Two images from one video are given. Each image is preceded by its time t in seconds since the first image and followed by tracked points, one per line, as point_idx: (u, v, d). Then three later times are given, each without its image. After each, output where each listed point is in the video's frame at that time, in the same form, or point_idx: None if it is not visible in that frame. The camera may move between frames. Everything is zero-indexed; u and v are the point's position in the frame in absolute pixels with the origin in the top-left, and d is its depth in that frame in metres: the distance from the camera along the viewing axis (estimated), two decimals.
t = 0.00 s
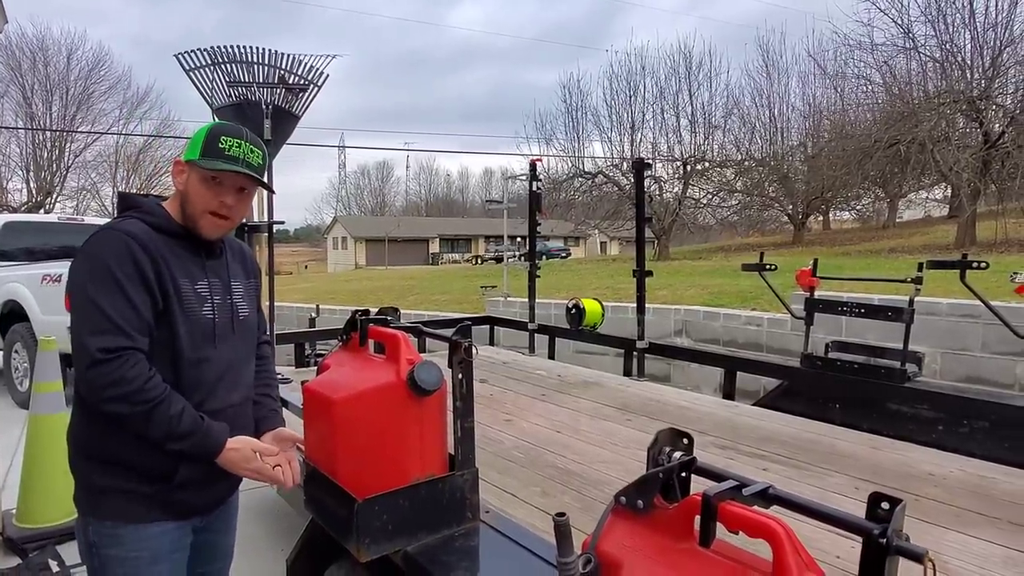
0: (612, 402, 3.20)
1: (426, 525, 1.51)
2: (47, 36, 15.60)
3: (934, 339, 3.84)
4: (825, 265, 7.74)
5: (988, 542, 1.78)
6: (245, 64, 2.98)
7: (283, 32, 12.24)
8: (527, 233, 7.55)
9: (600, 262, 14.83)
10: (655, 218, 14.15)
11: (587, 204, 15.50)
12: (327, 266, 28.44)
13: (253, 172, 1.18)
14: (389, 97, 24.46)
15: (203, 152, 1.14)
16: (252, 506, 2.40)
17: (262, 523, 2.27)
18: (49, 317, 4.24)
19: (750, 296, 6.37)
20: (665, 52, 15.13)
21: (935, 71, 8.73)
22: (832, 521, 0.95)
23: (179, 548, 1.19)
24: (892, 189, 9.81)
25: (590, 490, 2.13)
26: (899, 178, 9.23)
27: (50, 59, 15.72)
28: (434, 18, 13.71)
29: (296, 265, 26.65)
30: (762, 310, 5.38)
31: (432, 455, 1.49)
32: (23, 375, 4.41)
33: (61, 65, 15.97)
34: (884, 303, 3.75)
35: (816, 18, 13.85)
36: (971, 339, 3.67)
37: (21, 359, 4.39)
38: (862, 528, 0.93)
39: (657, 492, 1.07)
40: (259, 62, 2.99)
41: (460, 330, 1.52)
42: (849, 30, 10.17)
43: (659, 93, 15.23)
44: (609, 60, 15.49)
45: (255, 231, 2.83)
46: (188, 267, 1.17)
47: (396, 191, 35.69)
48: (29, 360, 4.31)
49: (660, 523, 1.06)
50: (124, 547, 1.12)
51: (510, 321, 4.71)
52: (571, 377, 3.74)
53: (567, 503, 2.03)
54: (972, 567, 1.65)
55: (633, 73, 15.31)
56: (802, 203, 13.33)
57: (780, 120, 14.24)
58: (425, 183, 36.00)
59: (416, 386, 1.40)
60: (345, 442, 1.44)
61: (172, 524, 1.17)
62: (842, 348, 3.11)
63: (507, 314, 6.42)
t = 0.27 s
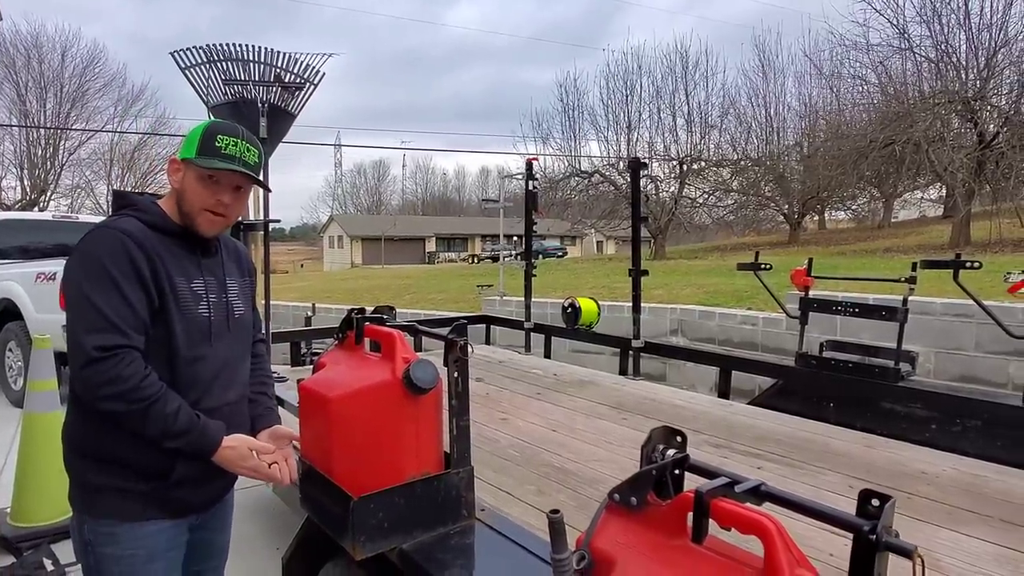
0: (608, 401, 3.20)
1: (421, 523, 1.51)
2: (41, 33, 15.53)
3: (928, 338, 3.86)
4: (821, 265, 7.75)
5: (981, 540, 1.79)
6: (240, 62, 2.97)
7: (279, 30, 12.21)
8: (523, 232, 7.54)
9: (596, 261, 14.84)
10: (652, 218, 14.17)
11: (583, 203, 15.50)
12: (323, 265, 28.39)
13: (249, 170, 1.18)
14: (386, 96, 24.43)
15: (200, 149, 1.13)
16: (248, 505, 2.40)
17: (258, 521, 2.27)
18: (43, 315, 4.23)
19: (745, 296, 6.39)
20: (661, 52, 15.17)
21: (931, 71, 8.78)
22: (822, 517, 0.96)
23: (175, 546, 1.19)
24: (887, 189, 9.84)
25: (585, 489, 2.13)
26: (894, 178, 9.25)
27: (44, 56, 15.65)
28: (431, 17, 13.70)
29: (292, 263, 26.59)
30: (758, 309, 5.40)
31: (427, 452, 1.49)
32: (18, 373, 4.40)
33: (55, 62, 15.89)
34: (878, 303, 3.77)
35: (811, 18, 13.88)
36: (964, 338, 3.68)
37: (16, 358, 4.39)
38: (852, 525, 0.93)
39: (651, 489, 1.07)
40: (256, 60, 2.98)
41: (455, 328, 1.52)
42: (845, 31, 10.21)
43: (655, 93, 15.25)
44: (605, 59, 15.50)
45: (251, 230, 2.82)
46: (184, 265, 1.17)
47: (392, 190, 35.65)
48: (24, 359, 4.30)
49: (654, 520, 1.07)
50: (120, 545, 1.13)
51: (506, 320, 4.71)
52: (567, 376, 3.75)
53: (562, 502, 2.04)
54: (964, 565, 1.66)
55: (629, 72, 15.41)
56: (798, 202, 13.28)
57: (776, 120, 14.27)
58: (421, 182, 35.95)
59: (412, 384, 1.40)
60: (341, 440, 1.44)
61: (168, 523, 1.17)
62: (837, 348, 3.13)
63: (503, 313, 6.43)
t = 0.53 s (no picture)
0: (604, 400, 3.21)
1: (418, 521, 1.52)
2: (35, 30, 15.48)
3: (923, 338, 3.88)
4: (815, 265, 7.78)
5: (973, 538, 1.80)
6: (237, 60, 2.99)
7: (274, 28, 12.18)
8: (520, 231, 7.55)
9: (593, 260, 14.86)
10: (648, 217, 14.21)
11: (580, 202, 15.50)
12: (319, 264, 28.36)
13: (254, 172, 1.19)
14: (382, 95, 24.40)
15: (204, 154, 1.13)
16: (244, 503, 2.39)
17: (253, 521, 2.27)
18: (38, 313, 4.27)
19: (741, 295, 6.41)
20: (658, 51, 15.16)
21: (926, 72, 8.81)
22: (814, 513, 0.97)
23: (169, 545, 1.19)
24: (883, 189, 9.87)
25: (582, 487, 2.14)
26: (890, 178, 9.29)
27: (39, 53, 15.60)
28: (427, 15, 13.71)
29: (288, 262, 26.55)
30: (754, 309, 5.42)
31: (424, 450, 1.49)
32: (12, 372, 4.39)
33: (50, 59, 15.84)
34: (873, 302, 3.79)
35: (808, 18, 13.91)
36: (959, 338, 3.70)
37: (10, 356, 4.39)
38: (844, 522, 0.95)
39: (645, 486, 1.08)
40: (252, 58, 3.00)
41: (451, 327, 1.53)
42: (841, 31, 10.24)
43: (652, 92, 15.27)
44: (602, 58, 15.52)
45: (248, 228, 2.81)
46: (180, 265, 1.17)
47: (388, 189, 35.61)
48: (17, 357, 4.31)
49: (648, 517, 1.08)
50: (115, 544, 1.13)
51: (503, 319, 4.72)
52: (563, 375, 3.75)
53: (558, 500, 2.05)
54: (957, 563, 1.67)
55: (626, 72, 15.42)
56: (794, 203, 13.42)
57: (772, 120, 14.29)
58: (418, 181, 35.92)
59: (408, 382, 1.40)
60: (337, 439, 1.45)
61: (161, 522, 1.18)
62: (832, 347, 3.14)
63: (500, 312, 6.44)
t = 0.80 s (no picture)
0: (600, 399, 3.21)
1: (414, 518, 1.52)
2: (30, 26, 15.42)
3: (918, 337, 3.89)
4: (811, 264, 7.80)
5: (966, 536, 1.81)
6: (233, 57, 2.95)
7: (271, 25, 12.15)
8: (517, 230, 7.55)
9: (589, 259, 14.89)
10: (644, 216, 14.23)
11: (576, 201, 15.51)
12: (316, 262, 28.32)
13: (246, 164, 1.20)
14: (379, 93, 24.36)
15: (194, 150, 1.13)
16: (240, 501, 2.39)
17: (250, 519, 2.27)
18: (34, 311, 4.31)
19: (737, 294, 6.42)
20: (655, 50, 15.18)
21: (922, 72, 8.81)
22: (807, 510, 0.98)
23: (167, 542, 1.19)
24: (879, 189, 9.91)
25: (578, 486, 2.14)
26: (886, 178, 9.32)
27: (34, 50, 15.54)
28: (424, 13, 13.71)
29: (284, 260, 26.51)
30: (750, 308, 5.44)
31: (421, 448, 1.50)
32: (7, 369, 4.39)
33: (44, 56, 15.78)
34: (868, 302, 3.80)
35: (805, 18, 13.91)
36: (953, 338, 3.71)
37: (5, 354, 4.39)
38: (839, 519, 0.95)
39: (641, 484, 1.09)
40: (250, 56, 2.97)
41: (448, 326, 1.53)
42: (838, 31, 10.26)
43: (649, 91, 15.26)
44: (599, 57, 15.53)
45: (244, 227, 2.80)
46: (174, 260, 1.17)
47: (385, 187, 35.57)
48: (12, 354, 4.32)
49: (643, 514, 1.08)
50: (112, 541, 1.13)
51: (499, 318, 4.72)
52: (560, 374, 3.76)
53: (554, 498, 2.05)
54: (950, 561, 1.68)
55: (623, 70, 15.41)
56: (790, 202, 13.35)
57: (769, 120, 14.31)
58: (415, 179, 35.90)
59: (405, 381, 1.41)
60: (333, 437, 1.45)
61: (158, 518, 1.17)
62: (827, 347, 3.15)
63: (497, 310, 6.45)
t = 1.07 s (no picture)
0: (597, 398, 3.22)
1: (411, 517, 1.52)
2: (25, 23, 15.34)
3: (914, 337, 3.90)
4: (807, 264, 7.80)
5: (961, 536, 1.82)
6: (230, 55, 2.96)
7: (268, 23, 12.11)
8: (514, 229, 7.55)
9: (587, 258, 14.89)
10: (642, 215, 14.24)
11: (574, 200, 15.51)
12: (312, 261, 28.26)
13: (224, 151, 1.18)
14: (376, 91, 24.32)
15: (168, 141, 1.12)
16: (236, 501, 2.39)
17: (246, 519, 2.27)
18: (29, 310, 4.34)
19: (735, 294, 6.43)
20: (653, 50, 15.21)
21: (919, 72, 8.84)
22: (801, 509, 0.98)
23: (161, 550, 1.19)
24: (876, 189, 9.93)
25: (574, 485, 2.15)
26: (883, 178, 9.34)
27: (29, 47, 15.46)
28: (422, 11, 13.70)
29: (281, 259, 26.47)
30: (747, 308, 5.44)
31: (417, 447, 1.50)
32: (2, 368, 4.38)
33: (40, 53, 15.70)
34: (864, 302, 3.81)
35: (802, 18, 13.93)
36: (949, 337, 3.73)
37: None
38: (833, 518, 0.96)
39: (636, 483, 1.08)
40: (246, 53, 2.97)
41: (445, 324, 1.53)
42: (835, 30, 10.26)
43: (647, 90, 15.26)
44: (597, 56, 15.55)
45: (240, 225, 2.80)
46: (163, 261, 1.17)
47: (383, 185, 35.50)
48: (7, 352, 4.31)
49: (638, 513, 1.09)
50: (104, 550, 1.13)
51: (496, 317, 4.72)
52: (556, 373, 3.76)
53: (550, 497, 2.06)
54: (944, 559, 1.69)
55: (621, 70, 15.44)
56: (787, 202, 13.55)
57: (766, 119, 14.33)
58: (412, 178, 35.85)
59: (401, 379, 1.41)
60: (330, 435, 1.45)
61: (152, 526, 1.17)
62: (823, 346, 3.16)
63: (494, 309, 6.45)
